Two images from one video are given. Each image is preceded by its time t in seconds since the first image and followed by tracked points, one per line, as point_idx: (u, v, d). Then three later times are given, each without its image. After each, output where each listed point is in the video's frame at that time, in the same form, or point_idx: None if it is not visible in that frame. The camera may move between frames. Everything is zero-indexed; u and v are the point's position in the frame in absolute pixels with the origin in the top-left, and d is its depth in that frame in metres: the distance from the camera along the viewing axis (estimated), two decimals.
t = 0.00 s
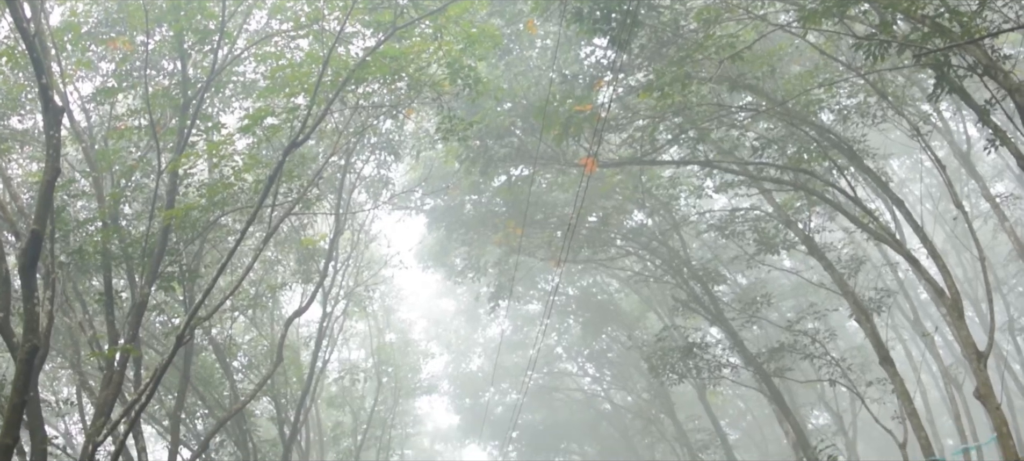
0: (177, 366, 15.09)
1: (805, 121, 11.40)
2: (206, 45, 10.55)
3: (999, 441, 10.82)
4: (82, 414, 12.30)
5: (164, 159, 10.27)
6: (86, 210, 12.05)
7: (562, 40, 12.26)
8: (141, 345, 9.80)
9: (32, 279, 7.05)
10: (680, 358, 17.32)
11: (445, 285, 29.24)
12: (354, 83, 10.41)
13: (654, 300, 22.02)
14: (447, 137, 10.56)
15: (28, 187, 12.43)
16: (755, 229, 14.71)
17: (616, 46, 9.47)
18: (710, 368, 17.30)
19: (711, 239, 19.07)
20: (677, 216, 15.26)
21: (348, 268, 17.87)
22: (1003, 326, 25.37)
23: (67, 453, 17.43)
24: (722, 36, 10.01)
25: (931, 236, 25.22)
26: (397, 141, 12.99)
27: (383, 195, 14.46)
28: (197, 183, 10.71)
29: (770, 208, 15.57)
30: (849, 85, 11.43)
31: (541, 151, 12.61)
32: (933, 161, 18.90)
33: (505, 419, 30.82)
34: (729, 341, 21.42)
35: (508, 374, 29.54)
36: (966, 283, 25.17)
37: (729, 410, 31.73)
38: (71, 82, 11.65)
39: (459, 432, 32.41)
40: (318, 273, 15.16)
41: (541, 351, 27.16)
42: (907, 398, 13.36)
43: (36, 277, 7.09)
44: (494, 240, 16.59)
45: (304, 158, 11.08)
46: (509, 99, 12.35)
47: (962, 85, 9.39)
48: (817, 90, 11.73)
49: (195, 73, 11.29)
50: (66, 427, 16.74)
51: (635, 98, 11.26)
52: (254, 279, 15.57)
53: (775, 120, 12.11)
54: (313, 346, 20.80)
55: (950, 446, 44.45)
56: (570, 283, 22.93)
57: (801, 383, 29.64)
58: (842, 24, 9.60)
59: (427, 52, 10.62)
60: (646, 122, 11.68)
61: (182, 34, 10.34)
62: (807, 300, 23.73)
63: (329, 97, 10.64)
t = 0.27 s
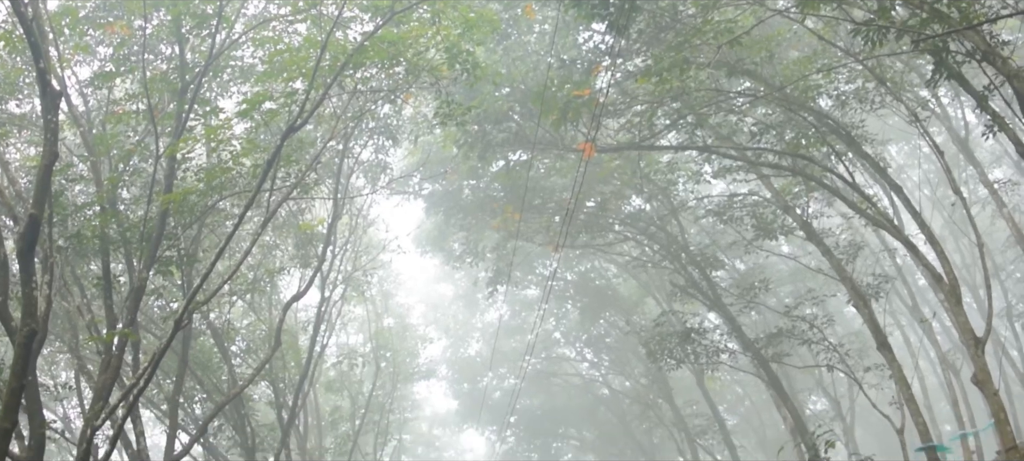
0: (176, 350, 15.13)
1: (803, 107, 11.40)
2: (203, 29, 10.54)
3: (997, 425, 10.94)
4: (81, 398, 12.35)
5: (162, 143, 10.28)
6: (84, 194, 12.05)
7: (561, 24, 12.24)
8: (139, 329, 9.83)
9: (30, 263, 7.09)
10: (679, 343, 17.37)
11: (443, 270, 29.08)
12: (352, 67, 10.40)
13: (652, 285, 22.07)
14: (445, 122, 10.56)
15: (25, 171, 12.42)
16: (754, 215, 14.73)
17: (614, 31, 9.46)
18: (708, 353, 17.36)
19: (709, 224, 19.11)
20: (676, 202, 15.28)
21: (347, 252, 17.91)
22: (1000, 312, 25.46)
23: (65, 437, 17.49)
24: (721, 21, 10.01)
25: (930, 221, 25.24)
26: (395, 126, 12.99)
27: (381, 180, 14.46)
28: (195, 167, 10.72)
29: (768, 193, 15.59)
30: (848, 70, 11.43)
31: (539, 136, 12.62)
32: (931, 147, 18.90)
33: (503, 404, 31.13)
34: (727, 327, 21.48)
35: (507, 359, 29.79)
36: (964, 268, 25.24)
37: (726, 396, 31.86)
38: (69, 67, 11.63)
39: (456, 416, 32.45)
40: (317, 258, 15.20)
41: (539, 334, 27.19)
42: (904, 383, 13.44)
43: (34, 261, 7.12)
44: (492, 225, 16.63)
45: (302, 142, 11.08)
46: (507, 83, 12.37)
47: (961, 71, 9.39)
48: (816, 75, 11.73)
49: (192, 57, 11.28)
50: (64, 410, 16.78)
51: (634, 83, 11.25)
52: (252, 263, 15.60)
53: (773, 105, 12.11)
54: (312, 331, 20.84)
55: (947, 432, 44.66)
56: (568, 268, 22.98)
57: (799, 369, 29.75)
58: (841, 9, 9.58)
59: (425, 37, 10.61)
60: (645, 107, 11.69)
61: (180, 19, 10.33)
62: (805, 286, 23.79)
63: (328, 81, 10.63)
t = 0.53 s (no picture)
0: (174, 332, 15.19)
1: (801, 90, 11.41)
2: (201, 10, 10.52)
3: (994, 407, 11.04)
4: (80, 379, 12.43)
5: (159, 124, 10.28)
6: (81, 175, 12.05)
7: (559, 7, 12.23)
8: (137, 310, 9.87)
9: (28, 244, 7.14)
10: (676, 325, 17.43)
11: (442, 252, 28.30)
12: (349, 49, 10.37)
13: (651, 267, 22.13)
14: (443, 104, 10.55)
15: (23, 153, 12.42)
16: (751, 197, 14.76)
17: (612, 13, 9.44)
18: (706, 335, 17.42)
19: (707, 207, 19.14)
20: (674, 184, 15.32)
21: (345, 234, 17.95)
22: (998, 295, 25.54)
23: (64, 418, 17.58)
24: (719, 3, 10.00)
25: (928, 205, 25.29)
26: (393, 107, 13.00)
27: (379, 162, 14.46)
28: (192, 149, 10.74)
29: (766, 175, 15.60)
30: (846, 53, 11.43)
31: (537, 119, 12.64)
32: (930, 130, 18.90)
33: (502, 386, 31.67)
34: (725, 309, 21.56)
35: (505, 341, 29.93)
36: (962, 251, 25.29)
37: (725, 378, 31.99)
38: (66, 47, 11.60)
39: (455, 397, 32.83)
40: (315, 240, 15.25)
41: (537, 317, 26.73)
42: (901, 366, 13.51)
43: (31, 242, 7.17)
44: (490, 207, 16.74)
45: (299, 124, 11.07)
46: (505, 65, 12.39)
47: (960, 54, 9.36)
48: (814, 58, 11.74)
49: (190, 39, 11.26)
50: (63, 391, 16.85)
51: (632, 65, 11.24)
52: (250, 245, 15.64)
53: (772, 88, 12.11)
54: (310, 313, 20.90)
55: (945, 414, 44.86)
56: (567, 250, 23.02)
57: (797, 351, 29.86)
58: None
59: (423, 19, 10.59)
60: (643, 90, 11.69)
61: None
62: (803, 269, 23.86)
63: (326, 63, 10.61)
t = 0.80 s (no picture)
0: (173, 315, 15.24)
1: (801, 75, 11.42)
2: None
3: (992, 392, 11.10)
4: (79, 361, 12.48)
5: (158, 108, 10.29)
6: (80, 159, 12.06)
7: None
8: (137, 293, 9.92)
9: (27, 226, 7.18)
10: (675, 309, 17.49)
11: (440, 236, 28.62)
12: (348, 33, 10.35)
13: (650, 252, 22.18)
14: (442, 89, 10.55)
15: (21, 136, 12.43)
16: (750, 183, 14.78)
17: None
18: (705, 319, 17.46)
19: (706, 192, 19.16)
20: (673, 169, 15.34)
21: (344, 218, 17.97)
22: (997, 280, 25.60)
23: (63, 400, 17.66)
24: None
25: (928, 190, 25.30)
26: (392, 91, 12.99)
27: (378, 146, 14.46)
28: (191, 133, 10.76)
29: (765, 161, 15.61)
30: (845, 39, 11.44)
31: (536, 103, 12.66)
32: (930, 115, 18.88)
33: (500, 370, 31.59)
34: (724, 294, 21.59)
35: (504, 325, 29.99)
36: (961, 237, 25.33)
37: (723, 362, 32.08)
38: (65, 31, 11.60)
39: (454, 381, 32.94)
40: (314, 223, 15.29)
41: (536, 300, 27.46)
42: (899, 350, 13.56)
43: (31, 225, 7.21)
44: (488, 191, 16.72)
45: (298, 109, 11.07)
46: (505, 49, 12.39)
47: (958, 39, 9.35)
48: (814, 44, 11.74)
49: (189, 23, 11.26)
50: (61, 373, 16.92)
51: (631, 50, 11.24)
52: (249, 228, 15.67)
53: (771, 73, 12.12)
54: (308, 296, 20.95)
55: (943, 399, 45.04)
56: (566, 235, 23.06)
57: (795, 335, 29.94)
58: None
59: (422, 3, 10.57)
60: (642, 75, 11.68)
61: None
62: (802, 253, 23.89)
63: (325, 48, 10.59)
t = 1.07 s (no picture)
0: (172, 294, 15.33)
1: (800, 58, 11.42)
2: None
3: (990, 374, 11.17)
4: (78, 340, 12.55)
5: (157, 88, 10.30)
6: (78, 139, 12.08)
7: None
8: (136, 272, 9.97)
9: (26, 205, 7.22)
10: (674, 290, 17.56)
11: (439, 216, 28.73)
12: (347, 15, 10.34)
13: (649, 233, 22.24)
14: (441, 70, 10.55)
15: (20, 116, 12.43)
16: (749, 164, 14.80)
17: None
18: (703, 300, 17.54)
19: (706, 173, 19.19)
20: (673, 150, 15.36)
21: (343, 198, 18.04)
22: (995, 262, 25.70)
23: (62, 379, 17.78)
24: None
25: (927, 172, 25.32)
26: (390, 73, 12.99)
27: (377, 126, 14.47)
28: (190, 113, 10.77)
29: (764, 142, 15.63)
30: (844, 21, 11.43)
31: (535, 84, 12.66)
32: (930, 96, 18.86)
33: (499, 350, 31.69)
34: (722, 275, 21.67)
35: (502, 305, 30.10)
36: (959, 219, 25.39)
37: (722, 343, 32.22)
38: (63, 11, 11.58)
39: (453, 360, 33.07)
40: (313, 204, 15.36)
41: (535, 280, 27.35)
42: (897, 331, 13.63)
43: (30, 204, 7.25)
44: (487, 172, 16.75)
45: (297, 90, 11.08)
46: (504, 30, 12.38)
47: (958, 22, 9.33)
48: (813, 26, 11.72)
49: (188, 3, 11.25)
50: (60, 352, 17.00)
51: (630, 31, 11.22)
52: (248, 209, 15.71)
53: (770, 55, 12.12)
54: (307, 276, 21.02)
55: (941, 380, 45.28)
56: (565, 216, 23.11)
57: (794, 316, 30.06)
58: None
59: None
60: (641, 56, 11.67)
61: None
62: (801, 235, 23.96)
63: (323, 29, 10.58)
